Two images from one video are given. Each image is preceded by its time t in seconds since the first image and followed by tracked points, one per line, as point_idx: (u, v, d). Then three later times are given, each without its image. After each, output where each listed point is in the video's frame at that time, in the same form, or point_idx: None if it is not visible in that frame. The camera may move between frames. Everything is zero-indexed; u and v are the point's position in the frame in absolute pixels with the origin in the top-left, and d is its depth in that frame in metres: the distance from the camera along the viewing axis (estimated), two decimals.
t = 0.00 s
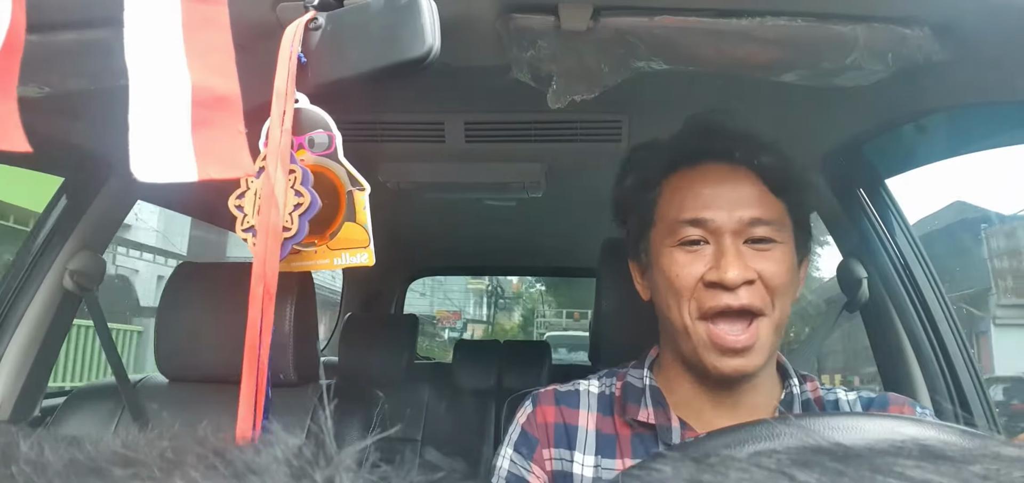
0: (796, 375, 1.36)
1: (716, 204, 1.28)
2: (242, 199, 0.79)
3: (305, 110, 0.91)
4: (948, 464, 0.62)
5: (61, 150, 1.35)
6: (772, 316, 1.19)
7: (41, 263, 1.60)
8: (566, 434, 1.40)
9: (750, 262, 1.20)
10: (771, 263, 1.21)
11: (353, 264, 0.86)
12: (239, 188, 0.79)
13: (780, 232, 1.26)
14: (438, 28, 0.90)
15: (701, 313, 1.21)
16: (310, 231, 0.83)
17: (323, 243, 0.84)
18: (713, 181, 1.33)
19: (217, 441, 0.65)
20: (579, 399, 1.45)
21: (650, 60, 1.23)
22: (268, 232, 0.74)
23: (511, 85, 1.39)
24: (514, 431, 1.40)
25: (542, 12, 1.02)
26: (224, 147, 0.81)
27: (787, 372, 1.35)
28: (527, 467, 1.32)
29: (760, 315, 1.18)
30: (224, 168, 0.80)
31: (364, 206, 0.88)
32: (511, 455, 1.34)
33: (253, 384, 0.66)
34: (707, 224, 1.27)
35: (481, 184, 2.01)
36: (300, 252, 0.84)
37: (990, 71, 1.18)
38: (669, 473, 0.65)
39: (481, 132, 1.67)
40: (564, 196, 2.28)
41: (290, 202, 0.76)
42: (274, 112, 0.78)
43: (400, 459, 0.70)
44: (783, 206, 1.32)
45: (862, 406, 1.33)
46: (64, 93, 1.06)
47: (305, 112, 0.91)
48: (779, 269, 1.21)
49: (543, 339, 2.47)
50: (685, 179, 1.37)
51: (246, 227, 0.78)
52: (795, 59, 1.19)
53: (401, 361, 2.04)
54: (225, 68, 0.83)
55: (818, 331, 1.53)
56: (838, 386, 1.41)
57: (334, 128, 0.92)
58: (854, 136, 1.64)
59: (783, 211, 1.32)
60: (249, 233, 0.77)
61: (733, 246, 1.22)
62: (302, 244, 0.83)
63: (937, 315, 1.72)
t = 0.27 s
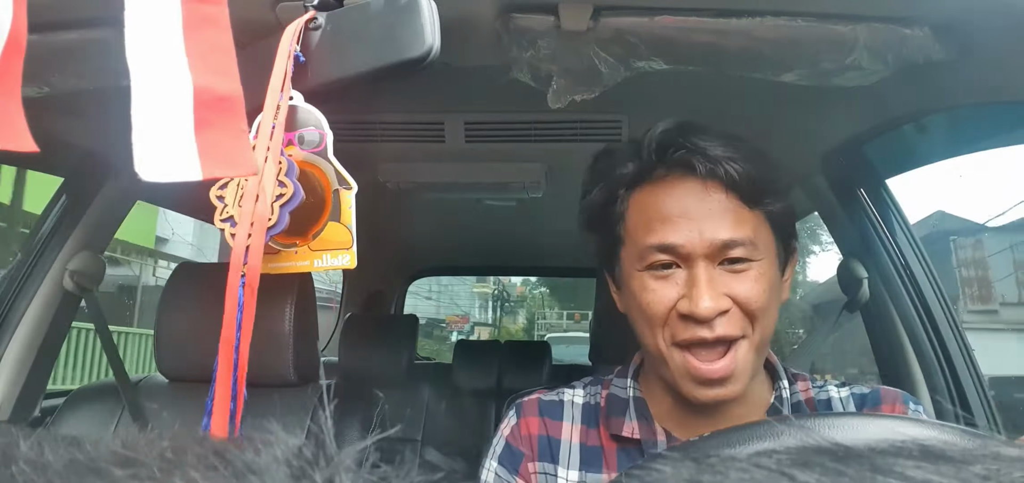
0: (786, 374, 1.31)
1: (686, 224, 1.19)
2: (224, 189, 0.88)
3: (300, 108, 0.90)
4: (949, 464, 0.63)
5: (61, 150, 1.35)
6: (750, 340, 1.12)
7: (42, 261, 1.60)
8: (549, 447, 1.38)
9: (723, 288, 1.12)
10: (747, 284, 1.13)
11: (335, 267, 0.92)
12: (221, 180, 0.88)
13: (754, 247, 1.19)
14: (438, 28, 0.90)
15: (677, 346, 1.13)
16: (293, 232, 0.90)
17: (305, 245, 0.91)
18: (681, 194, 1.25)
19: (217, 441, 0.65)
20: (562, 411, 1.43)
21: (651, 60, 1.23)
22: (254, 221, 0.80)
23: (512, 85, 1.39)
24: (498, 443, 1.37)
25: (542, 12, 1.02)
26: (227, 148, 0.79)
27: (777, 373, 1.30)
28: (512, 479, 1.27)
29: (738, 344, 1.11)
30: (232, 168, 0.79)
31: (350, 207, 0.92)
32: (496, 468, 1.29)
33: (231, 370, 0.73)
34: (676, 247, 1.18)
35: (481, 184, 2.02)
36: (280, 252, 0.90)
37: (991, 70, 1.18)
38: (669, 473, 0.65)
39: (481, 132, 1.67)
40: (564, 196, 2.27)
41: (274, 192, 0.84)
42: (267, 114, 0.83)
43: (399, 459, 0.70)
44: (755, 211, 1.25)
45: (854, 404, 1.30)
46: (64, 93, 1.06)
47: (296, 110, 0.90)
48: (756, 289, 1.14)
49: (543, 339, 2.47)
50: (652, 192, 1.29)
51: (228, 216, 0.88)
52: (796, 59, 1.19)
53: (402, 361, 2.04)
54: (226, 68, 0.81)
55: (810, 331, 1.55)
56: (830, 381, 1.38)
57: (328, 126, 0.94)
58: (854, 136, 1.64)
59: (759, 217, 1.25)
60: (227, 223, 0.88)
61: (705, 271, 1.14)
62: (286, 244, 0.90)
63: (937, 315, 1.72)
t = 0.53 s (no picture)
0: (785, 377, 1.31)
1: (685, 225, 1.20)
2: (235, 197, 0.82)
3: (305, 109, 0.89)
4: (949, 464, 0.62)
5: (61, 150, 1.35)
6: (755, 340, 1.12)
7: (42, 260, 1.62)
8: (545, 454, 1.36)
9: (727, 289, 1.13)
10: (750, 285, 1.14)
11: (351, 264, 0.89)
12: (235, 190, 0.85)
13: (755, 245, 1.19)
14: (438, 29, 0.90)
15: (682, 351, 1.13)
16: (307, 232, 0.87)
17: (322, 244, 0.88)
18: (678, 196, 1.25)
19: (217, 440, 0.65)
20: (559, 419, 1.44)
21: (650, 60, 1.23)
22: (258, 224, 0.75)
23: (512, 85, 1.39)
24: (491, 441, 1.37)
25: (542, 12, 1.02)
26: (222, 148, 0.81)
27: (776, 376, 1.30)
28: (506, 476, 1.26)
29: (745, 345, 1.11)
30: (225, 169, 0.80)
31: (363, 206, 0.91)
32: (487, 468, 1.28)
33: (223, 351, 0.67)
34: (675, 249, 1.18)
35: (481, 184, 2.02)
36: (296, 252, 0.88)
37: (991, 70, 1.18)
38: (669, 473, 0.65)
39: (481, 131, 1.67)
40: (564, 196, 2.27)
41: (287, 197, 0.82)
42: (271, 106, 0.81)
43: (400, 459, 0.70)
44: (751, 209, 1.26)
45: (850, 401, 1.32)
46: (64, 94, 1.06)
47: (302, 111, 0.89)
48: (759, 289, 1.14)
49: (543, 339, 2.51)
50: (647, 194, 1.29)
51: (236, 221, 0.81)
52: (795, 59, 1.19)
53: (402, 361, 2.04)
54: (224, 69, 0.83)
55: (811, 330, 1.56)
56: (824, 379, 1.41)
57: (333, 126, 0.92)
58: (854, 135, 1.64)
59: (756, 215, 1.26)
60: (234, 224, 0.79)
61: (708, 272, 1.14)
62: (301, 245, 0.88)
63: (937, 315, 1.72)
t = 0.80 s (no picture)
0: (772, 377, 1.34)
1: (651, 224, 1.26)
2: (228, 192, 0.86)
3: (302, 111, 0.89)
4: (949, 464, 0.62)
5: (61, 150, 1.35)
6: (722, 330, 1.20)
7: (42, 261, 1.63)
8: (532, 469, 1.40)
9: (691, 283, 1.19)
10: (714, 278, 1.21)
11: (335, 269, 0.87)
12: (225, 183, 0.86)
13: (718, 240, 1.26)
14: (438, 28, 0.90)
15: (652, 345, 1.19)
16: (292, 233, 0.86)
17: (306, 245, 0.86)
18: (644, 198, 1.32)
19: (217, 440, 0.65)
20: (543, 434, 1.51)
21: (650, 60, 1.23)
22: (266, 228, 0.80)
23: (512, 85, 1.39)
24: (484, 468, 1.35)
25: (543, 13, 1.02)
26: (224, 147, 0.80)
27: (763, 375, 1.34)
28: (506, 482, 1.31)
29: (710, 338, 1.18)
30: (227, 167, 0.80)
31: (352, 211, 0.88)
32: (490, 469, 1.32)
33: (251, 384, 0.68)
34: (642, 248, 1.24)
35: (482, 184, 2.02)
36: (280, 253, 0.86)
37: (991, 70, 1.18)
38: (669, 473, 0.64)
39: (481, 132, 1.67)
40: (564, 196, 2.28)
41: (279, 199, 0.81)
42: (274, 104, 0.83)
43: (399, 459, 0.70)
44: (716, 206, 1.32)
45: (840, 399, 1.34)
46: (64, 94, 1.06)
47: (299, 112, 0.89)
48: (722, 282, 1.21)
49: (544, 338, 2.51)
50: (617, 198, 1.36)
51: (229, 220, 0.86)
52: (796, 59, 1.19)
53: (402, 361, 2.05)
54: (225, 69, 0.83)
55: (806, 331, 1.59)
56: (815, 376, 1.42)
57: (329, 129, 0.91)
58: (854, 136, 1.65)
59: (722, 211, 1.32)
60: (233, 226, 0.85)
61: (674, 268, 1.20)
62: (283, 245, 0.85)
63: (937, 315, 1.75)
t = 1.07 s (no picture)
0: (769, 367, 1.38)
1: (726, 194, 1.32)
2: (234, 195, 0.83)
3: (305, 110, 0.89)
4: (949, 464, 0.62)
5: (61, 150, 1.35)
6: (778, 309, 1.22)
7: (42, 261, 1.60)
8: (541, 442, 1.37)
9: (766, 254, 1.24)
10: (784, 256, 1.26)
11: (343, 267, 0.86)
12: (231, 185, 0.83)
13: (788, 226, 1.32)
14: (439, 28, 0.90)
15: (710, 304, 1.23)
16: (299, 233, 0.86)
17: (314, 244, 0.86)
18: (726, 171, 1.37)
19: (218, 441, 0.65)
20: (553, 407, 1.42)
21: (650, 60, 1.23)
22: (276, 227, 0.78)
23: (511, 84, 1.39)
24: (490, 437, 1.36)
25: (543, 13, 1.02)
26: (222, 147, 0.81)
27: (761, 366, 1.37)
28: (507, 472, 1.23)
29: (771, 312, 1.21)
30: (228, 167, 0.82)
31: (359, 210, 0.88)
32: (487, 458, 1.24)
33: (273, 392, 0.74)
34: (721, 212, 1.30)
35: (482, 184, 2.02)
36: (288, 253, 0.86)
37: (991, 69, 1.18)
38: (669, 473, 0.64)
39: (481, 131, 1.67)
40: (564, 196, 2.27)
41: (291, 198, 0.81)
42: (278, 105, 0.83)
43: (400, 459, 0.70)
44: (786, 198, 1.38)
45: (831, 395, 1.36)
46: (64, 94, 1.06)
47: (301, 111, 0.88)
48: (789, 261, 1.26)
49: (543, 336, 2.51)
50: (696, 164, 1.41)
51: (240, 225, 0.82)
52: (796, 59, 1.19)
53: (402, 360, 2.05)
54: (224, 68, 0.83)
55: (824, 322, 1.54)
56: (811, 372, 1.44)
57: (332, 127, 0.90)
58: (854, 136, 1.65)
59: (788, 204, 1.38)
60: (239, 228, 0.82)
61: (747, 236, 1.26)
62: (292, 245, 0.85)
63: (937, 314, 1.76)
